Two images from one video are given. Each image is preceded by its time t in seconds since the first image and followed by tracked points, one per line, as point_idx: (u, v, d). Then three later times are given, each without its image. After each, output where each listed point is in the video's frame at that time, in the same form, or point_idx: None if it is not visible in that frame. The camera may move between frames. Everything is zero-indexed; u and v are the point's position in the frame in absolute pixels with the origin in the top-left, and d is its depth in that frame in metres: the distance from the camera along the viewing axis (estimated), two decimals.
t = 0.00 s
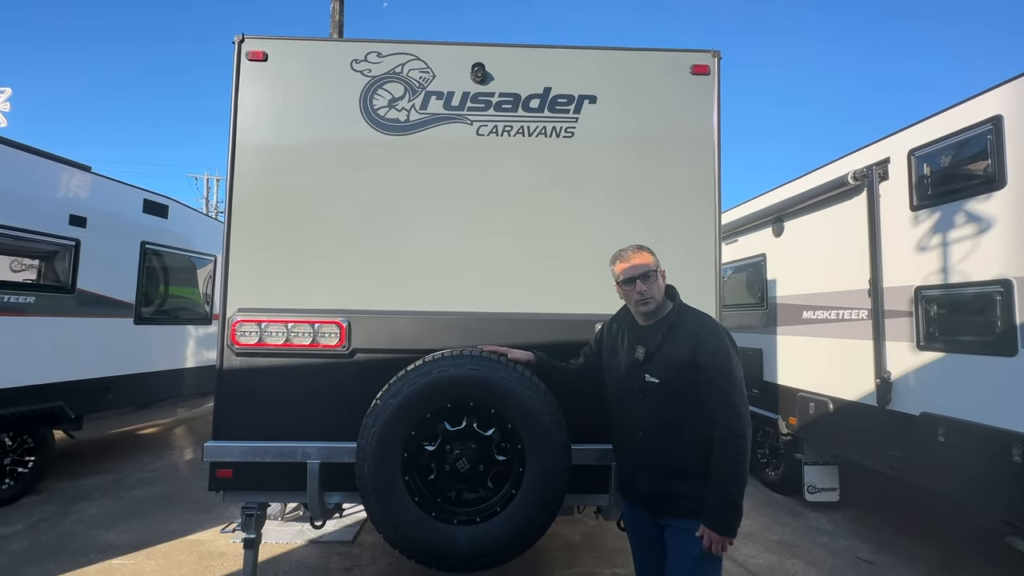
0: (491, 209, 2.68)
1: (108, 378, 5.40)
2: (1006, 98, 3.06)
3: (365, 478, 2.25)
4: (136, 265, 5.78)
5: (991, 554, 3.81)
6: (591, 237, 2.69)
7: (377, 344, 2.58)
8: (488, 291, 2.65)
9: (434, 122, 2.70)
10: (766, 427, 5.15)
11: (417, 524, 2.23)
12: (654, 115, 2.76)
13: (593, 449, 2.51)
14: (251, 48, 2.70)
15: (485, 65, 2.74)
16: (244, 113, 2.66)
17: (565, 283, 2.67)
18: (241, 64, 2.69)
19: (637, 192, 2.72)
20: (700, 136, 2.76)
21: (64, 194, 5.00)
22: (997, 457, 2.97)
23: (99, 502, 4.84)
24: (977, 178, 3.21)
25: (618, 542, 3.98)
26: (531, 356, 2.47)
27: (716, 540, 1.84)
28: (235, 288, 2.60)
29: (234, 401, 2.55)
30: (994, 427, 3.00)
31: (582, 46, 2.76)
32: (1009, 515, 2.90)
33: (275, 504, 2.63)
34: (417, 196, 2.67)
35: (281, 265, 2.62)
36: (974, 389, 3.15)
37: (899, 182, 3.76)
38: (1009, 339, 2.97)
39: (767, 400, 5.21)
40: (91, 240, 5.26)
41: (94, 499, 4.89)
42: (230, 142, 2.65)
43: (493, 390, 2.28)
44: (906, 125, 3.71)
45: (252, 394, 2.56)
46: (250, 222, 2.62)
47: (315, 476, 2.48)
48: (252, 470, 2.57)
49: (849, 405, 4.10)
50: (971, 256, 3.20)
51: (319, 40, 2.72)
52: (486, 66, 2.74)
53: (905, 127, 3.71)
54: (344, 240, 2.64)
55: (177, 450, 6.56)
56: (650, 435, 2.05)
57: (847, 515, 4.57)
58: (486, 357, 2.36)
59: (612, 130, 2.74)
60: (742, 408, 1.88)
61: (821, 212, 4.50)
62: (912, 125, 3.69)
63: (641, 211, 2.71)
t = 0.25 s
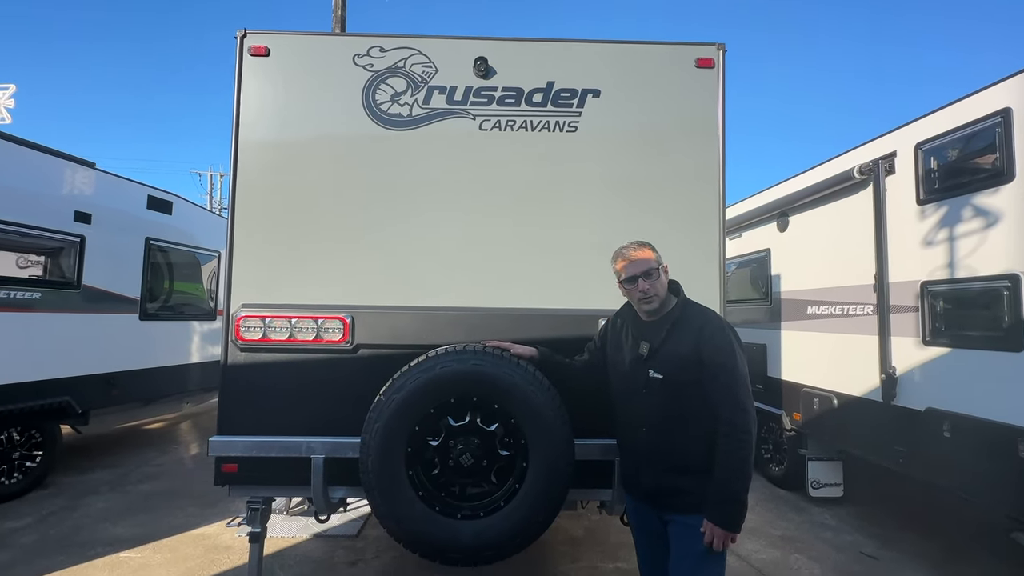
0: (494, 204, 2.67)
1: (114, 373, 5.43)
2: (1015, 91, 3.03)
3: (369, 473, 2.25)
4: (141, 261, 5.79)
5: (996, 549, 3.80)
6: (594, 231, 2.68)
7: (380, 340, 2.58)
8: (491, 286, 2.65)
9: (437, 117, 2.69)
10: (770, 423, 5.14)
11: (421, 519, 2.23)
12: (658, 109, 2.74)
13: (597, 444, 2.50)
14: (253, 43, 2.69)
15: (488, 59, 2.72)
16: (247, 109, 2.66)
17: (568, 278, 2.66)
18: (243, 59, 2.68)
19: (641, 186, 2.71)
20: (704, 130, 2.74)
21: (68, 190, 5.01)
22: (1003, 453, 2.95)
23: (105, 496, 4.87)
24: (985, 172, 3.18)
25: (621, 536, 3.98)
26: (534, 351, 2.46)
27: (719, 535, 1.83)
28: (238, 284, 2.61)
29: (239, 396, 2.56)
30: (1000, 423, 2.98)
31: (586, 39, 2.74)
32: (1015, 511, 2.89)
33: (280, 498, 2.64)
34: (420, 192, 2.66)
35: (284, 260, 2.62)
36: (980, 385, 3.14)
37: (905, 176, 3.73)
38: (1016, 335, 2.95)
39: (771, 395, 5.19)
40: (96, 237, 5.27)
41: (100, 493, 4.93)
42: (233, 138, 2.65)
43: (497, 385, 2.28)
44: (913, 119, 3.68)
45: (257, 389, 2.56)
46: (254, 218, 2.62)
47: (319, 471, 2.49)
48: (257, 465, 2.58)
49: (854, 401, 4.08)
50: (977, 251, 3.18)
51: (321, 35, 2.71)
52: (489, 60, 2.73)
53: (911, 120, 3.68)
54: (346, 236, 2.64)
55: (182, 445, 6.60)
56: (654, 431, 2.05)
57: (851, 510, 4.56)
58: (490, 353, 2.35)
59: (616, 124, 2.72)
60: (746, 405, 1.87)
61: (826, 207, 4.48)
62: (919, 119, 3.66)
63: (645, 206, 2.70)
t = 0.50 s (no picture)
0: (498, 199, 2.66)
1: (119, 368, 5.46)
2: None
3: (374, 468, 2.25)
4: (145, 256, 5.81)
5: (1002, 544, 3.79)
6: (599, 226, 2.67)
7: (384, 335, 2.57)
8: (495, 281, 2.64)
9: (440, 111, 2.68)
10: (774, 418, 5.13)
11: (426, 514, 2.23)
12: (663, 103, 2.72)
13: (601, 439, 2.50)
14: (256, 37, 2.68)
15: (491, 52, 2.70)
16: (250, 103, 2.65)
17: (572, 273, 2.65)
18: (245, 53, 2.67)
19: (645, 180, 2.69)
20: (710, 123, 2.72)
21: (72, 186, 5.02)
22: (1010, 448, 2.93)
23: (112, 490, 4.90)
24: (994, 165, 3.15)
25: (625, 531, 3.98)
26: (539, 346, 2.46)
27: (722, 531, 1.83)
28: (243, 279, 2.61)
29: (244, 392, 2.57)
30: (1007, 418, 2.96)
31: (590, 32, 2.72)
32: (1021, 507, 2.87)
33: (285, 493, 2.64)
34: (424, 186, 2.65)
35: (288, 255, 2.62)
36: (987, 380, 3.12)
37: (913, 169, 3.70)
38: None
39: (775, 390, 5.18)
40: (100, 232, 5.28)
41: (107, 487, 4.96)
42: (236, 132, 2.64)
43: (501, 380, 2.28)
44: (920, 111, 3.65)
45: (261, 384, 2.57)
46: (257, 213, 2.62)
47: (324, 466, 2.49)
48: (262, 460, 2.59)
49: (859, 396, 4.07)
50: (986, 245, 3.15)
51: (324, 28, 2.69)
52: (492, 53, 2.71)
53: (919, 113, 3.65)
54: (350, 231, 2.63)
55: (188, 440, 6.63)
56: (658, 425, 2.05)
57: (856, 505, 4.55)
58: (495, 348, 2.35)
59: (620, 118, 2.71)
60: (752, 400, 1.87)
61: (832, 201, 4.45)
62: (926, 111, 3.63)
63: (649, 200, 2.68)
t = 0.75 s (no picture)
0: (503, 191, 2.64)
1: (125, 362, 5.48)
2: None
3: (380, 462, 2.25)
4: (149, 250, 5.81)
5: (1009, 538, 3.77)
6: (604, 218, 2.65)
7: (389, 328, 2.57)
8: (500, 274, 2.62)
9: (445, 102, 2.65)
10: (779, 411, 5.11)
11: (431, 507, 2.23)
12: (670, 93, 2.69)
13: (607, 433, 2.49)
14: (258, 28, 2.66)
15: (496, 42, 2.67)
16: (252, 95, 2.63)
17: (578, 266, 2.63)
18: (248, 44, 2.65)
19: (651, 172, 2.66)
20: (718, 114, 2.69)
21: (76, 180, 5.01)
22: (1019, 442, 2.91)
23: (120, 482, 4.93)
24: (1007, 155, 3.10)
25: (630, 524, 3.98)
26: (546, 340, 2.44)
27: (719, 528, 1.82)
28: (247, 272, 2.60)
29: (249, 385, 2.56)
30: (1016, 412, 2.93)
31: (595, 21, 2.68)
32: None
33: (291, 486, 2.65)
34: (428, 179, 2.63)
35: (292, 249, 2.61)
36: (995, 373, 3.09)
37: (923, 160, 3.66)
38: None
39: (781, 383, 5.16)
40: (105, 226, 5.28)
41: (115, 480, 4.99)
42: (239, 125, 2.63)
43: (506, 374, 2.27)
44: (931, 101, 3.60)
45: (266, 378, 2.57)
46: (262, 206, 2.61)
47: (330, 459, 2.49)
48: (267, 453, 2.59)
49: (865, 389, 4.05)
50: (998, 237, 3.11)
51: (327, 19, 2.66)
52: (497, 43, 2.68)
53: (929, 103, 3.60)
54: (354, 224, 2.62)
55: (194, 433, 6.66)
56: (663, 418, 2.04)
57: (861, 498, 4.54)
58: (500, 341, 2.34)
59: (627, 108, 2.68)
60: (756, 396, 1.84)
61: (839, 192, 4.41)
62: (937, 101, 3.58)
63: (655, 192, 2.66)
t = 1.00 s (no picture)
0: (506, 183, 2.62)
1: (129, 355, 5.49)
2: None
3: (383, 454, 2.25)
4: (152, 244, 5.81)
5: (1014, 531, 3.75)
6: (608, 210, 2.63)
7: (392, 321, 2.56)
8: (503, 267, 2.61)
9: (447, 93, 2.63)
10: (783, 404, 5.10)
11: (434, 500, 2.23)
12: (676, 83, 2.66)
13: (611, 426, 2.48)
14: (258, 18, 2.63)
15: (499, 32, 2.64)
16: (253, 87, 2.61)
17: (582, 258, 2.61)
18: (248, 35, 2.63)
19: (656, 164, 2.64)
20: (723, 104, 2.66)
21: (77, 174, 5.00)
22: None
23: (125, 475, 4.95)
24: (1017, 146, 3.06)
25: (634, 516, 3.99)
26: (551, 333, 2.43)
27: (716, 521, 1.82)
28: (250, 265, 2.59)
29: (252, 378, 2.56)
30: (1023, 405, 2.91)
31: (600, 10, 2.65)
32: None
33: (295, 478, 2.65)
34: (430, 171, 2.62)
35: (294, 242, 2.60)
36: (1002, 366, 3.07)
37: (931, 150, 3.63)
38: None
39: (785, 376, 5.15)
40: (107, 220, 5.28)
41: (120, 472, 5.01)
42: (240, 116, 2.61)
43: (510, 367, 2.26)
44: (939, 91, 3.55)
45: (269, 371, 2.56)
46: (263, 198, 2.59)
47: (334, 452, 2.49)
48: (271, 446, 2.59)
49: (870, 382, 4.03)
50: (1006, 228, 3.08)
51: (327, 9, 2.64)
52: (500, 33, 2.65)
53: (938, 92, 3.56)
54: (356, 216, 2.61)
55: (198, 426, 6.69)
56: (667, 411, 2.04)
57: (865, 491, 4.53)
58: (505, 334, 2.33)
59: (631, 99, 2.65)
60: (759, 391, 1.82)
61: (845, 184, 4.37)
62: (945, 91, 3.54)
63: (660, 183, 2.64)
